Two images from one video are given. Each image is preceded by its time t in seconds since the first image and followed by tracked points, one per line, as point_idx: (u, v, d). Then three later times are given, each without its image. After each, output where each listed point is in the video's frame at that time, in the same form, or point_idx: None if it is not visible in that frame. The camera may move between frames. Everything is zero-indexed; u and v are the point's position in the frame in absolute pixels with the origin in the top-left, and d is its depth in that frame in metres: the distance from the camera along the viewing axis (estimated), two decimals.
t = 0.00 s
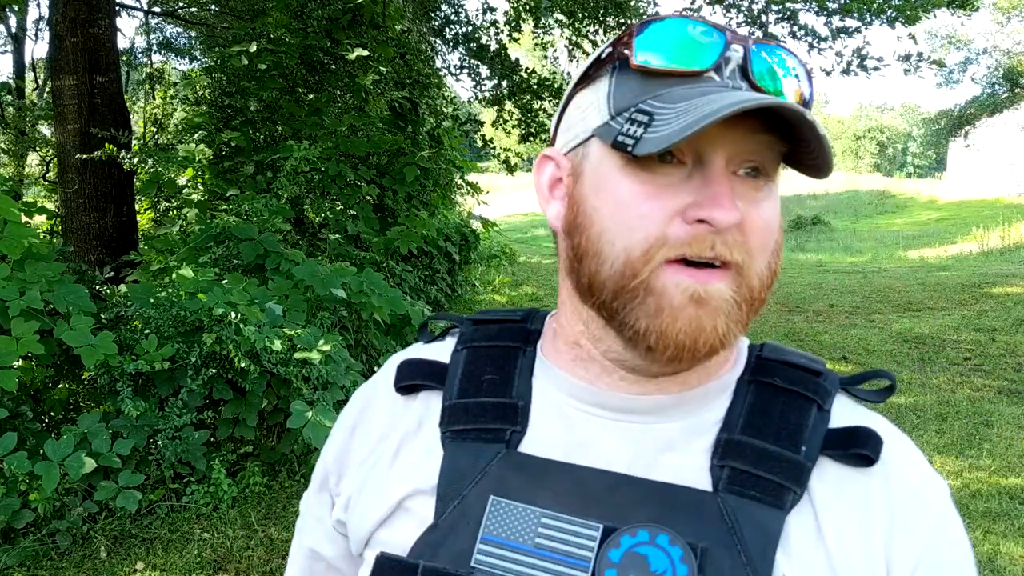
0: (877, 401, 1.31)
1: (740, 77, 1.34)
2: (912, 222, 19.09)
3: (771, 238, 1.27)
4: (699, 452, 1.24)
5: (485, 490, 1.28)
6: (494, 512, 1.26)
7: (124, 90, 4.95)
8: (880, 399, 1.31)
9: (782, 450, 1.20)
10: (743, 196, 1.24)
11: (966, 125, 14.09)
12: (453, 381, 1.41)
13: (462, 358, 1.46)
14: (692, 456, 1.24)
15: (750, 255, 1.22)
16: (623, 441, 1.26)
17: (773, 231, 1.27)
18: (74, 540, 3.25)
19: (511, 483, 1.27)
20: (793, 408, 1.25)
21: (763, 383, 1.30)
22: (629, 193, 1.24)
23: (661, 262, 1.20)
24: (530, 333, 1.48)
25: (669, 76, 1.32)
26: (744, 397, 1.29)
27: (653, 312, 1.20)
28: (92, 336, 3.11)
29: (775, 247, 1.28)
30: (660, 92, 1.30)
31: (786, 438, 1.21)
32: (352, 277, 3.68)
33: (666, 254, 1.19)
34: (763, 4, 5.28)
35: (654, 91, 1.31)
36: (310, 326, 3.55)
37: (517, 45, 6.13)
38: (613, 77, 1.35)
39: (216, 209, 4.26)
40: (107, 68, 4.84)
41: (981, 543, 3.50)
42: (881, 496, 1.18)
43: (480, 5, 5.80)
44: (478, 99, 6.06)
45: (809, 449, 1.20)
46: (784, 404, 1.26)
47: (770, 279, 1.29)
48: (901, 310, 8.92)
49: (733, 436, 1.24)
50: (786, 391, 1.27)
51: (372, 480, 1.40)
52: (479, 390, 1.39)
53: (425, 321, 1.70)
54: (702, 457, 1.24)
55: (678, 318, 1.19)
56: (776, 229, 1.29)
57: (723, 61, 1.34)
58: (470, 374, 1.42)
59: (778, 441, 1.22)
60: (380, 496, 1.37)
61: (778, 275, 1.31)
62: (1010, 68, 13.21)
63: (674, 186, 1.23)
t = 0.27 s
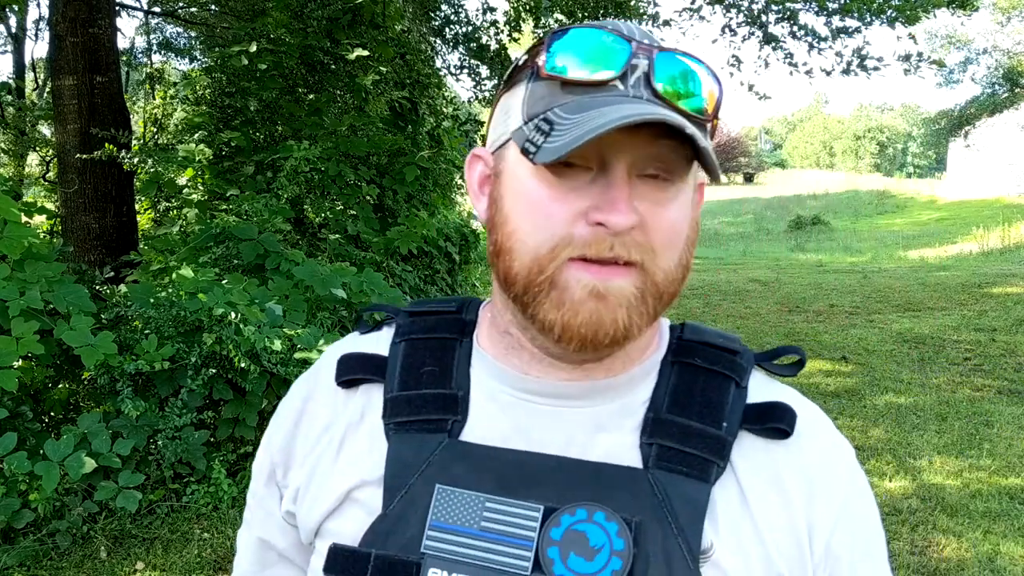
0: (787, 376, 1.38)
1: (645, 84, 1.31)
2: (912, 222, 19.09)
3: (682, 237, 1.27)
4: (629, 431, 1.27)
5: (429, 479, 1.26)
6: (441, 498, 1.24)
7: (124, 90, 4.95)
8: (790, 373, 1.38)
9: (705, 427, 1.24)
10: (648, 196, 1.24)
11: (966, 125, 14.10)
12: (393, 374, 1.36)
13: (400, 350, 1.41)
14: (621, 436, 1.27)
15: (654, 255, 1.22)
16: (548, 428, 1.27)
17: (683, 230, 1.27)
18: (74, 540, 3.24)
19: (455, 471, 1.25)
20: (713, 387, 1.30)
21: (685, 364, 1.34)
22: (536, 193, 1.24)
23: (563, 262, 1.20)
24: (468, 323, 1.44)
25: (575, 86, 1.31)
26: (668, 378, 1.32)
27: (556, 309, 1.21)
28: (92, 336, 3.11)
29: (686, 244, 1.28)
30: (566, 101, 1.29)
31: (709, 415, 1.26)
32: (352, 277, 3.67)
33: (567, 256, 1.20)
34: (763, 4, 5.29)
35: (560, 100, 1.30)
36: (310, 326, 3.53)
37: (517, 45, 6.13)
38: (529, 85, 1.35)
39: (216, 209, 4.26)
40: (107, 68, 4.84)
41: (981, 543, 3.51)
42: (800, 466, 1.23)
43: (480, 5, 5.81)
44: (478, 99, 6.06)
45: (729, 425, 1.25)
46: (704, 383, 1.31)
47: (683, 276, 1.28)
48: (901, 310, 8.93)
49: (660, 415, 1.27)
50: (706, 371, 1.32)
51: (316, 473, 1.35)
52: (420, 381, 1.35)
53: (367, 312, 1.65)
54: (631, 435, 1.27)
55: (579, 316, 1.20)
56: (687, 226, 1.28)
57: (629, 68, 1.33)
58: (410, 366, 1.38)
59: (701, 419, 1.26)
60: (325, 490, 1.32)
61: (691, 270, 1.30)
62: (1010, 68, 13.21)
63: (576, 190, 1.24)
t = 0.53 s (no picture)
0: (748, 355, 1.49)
1: (557, 86, 1.41)
2: (912, 222, 19.08)
3: (625, 222, 1.37)
4: (601, 411, 1.38)
5: (411, 468, 1.36)
6: (424, 486, 1.35)
7: (124, 90, 4.95)
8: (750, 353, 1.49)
9: (672, 403, 1.35)
10: (585, 190, 1.35)
11: (966, 125, 14.10)
12: (370, 370, 1.46)
13: (376, 347, 1.51)
14: (594, 418, 1.37)
15: (594, 244, 1.32)
16: (518, 410, 1.37)
17: (625, 216, 1.37)
18: (74, 540, 3.24)
19: (434, 460, 1.36)
20: (677, 368, 1.41)
21: (650, 347, 1.44)
22: (482, 204, 1.36)
23: (511, 262, 1.32)
24: (439, 319, 1.54)
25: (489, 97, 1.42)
26: (635, 361, 1.43)
27: (507, 307, 1.32)
28: (93, 336, 3.11)
29: (628, 229, 1.37)
30: (486, 113, 1.41)
31: (674, 393, 1.37)
32: (352, 277, 3.67)
33: (513, 256, 1.31)
34: (763, 4, 5.29)
35: (481, 113, 1.42)
36: (310, 326, 3.53)
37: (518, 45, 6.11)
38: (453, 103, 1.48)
39: (216, 209, 4.26)
40: (107, 68, 4.84)
41: (981, 543, 3.50)
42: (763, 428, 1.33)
43: (479, 5, 5.81)
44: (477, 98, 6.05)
45: (695, 401, 1.36)
46: (669, 363, 1.42)
47: (628, 258, 1.38)
48: (901, 311, 8.92)
49: (631, 395, 1.37)
50: (669, 353, 1.43)
51: (300, 472, 1.43)
52: (396, 375, 1.44)
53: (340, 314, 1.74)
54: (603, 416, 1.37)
55: (527, 312, 1.30)
56: (627, 211, 1.37)
57: (539, 72, 1.43)
58: (386, 362, 1.47)
59: (667, 397, 1.37)
60: (312, 485, 1.41)
61: (635, 255, 1.39)
62: (1010, 68, 13.20)
63: (517, 196, 1.36)
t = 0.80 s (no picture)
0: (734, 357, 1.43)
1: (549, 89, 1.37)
2: (911, 222, 19.09)
3: (599, 234, 1.33)
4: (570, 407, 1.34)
5: (379, 457, 1.34)
6: (389, 474, 1.33)
7: (124, 90, 4.95)
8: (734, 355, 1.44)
9: (642, 399, 1.31)
10: (557, 198, 1.32)
11: (966, 125, 14.10)
12: (353, 364, 1.46)
13: (362, 343, 1.51)
14: (563, 412, 1.33)
15: (562, 254, 1.29)
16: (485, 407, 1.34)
17: (599, 229, 1.33)
18: (74, 540, 3.24)
19: (405, 450, 1.34)
20: (654, 365, 1.37)
21: (628, 345, 1.41)
22: (456, 195, 1.35)
23: (476, 260, 1.30)
24: (426, 316, 1.54)
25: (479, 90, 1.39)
26: (610, 358, 1.39)
27: (472, 302, 1.31)
28: (93, 336, 3.11)
29: (600, 244, 1.33)
30: (473, 105, 1.38)
31: (647, 390, 1.33)
32: (352, 277, 3.68)
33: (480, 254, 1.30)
34: (763, 4, 5.29)
35: (469, 104, 1.39)
36: (310, 326, 3.52)
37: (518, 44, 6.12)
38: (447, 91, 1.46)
39: (216, 209, 4.26)
40: (107, 68, 4.84)
41: (981, 543, 3.50)
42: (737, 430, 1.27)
43: (479, 5, 5.80)
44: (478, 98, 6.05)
45: (666, 398, 1.32)
46: (645, 360, 1.38)
47: (600, 272, 1.34)
48: (901, 310, 8.93)
49: (601, 390, 1.34)
50: (648, 351, 1.39)
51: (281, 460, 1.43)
52: (376, 369, 1.44)
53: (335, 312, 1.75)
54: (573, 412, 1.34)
55: (491, 312, 1.29)
56: (601, 225, 1.33)
57: (532, 72, 1.39)
58: (369, 357, 1.47)
59: (639, 393, 1.33)
60: (290, 473, 1.41)
61: (609, 270, 1.36)
62: (1010, 68, 13.20)
63: (488, 192, 1.34)
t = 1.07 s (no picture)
0: (757, 374, 1.41)
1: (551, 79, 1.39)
2: (911, 222, 19.09)
3: (604, 232, 1.33)
4: (579, 426, 1.34)
5: (381, 472, 1.36)
6: (389, 491, 1.34)
7: (124, 90, 4.95)
8: (759, 372, 1.42)
9: (655, 423, 1.30)
10: (561, 195, 1.33)
11: (966, 125, 14.10)
12: (360, 371, 1.50)
13: (372, 348, 1.56)
14: (573, 432, 1.33)
15: (564, 250, 1.29)
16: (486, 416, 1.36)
17: (603, 225, 1.33)
18: (74, 540, 3.24)
19: (406, 466, 1.35)
20: (672, 383, 1.36)
21: (645, 359, 1.40)
22: (458, 194, 1.37)
23: (478, 256, 1.31)
24: (435, 322, 1.59)
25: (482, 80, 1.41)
26: (626, 372, 1.39)
27: (472, 301, 1.32)
28: (93, 336, 3.11)
29: (606, 242, 1.33)
30: (474, 93, 1.40)
31: (662, 412, 1.32)
32: (352, 277, 3.68)
33: (481, 250, 1.31)
34: (763, 4, 5.30)
35: (471, 93, 1.41)
36: (311, 326, 3.52)
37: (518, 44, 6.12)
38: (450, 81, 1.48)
39: (216, 209, 4.26)
40: (107, 68, 4.84)
41: (981, 543, 3.50)
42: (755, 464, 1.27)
43: (479, 5, 5.80)
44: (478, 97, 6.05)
45: (682, 422, 1.31)
46: (662, 378, 1.37)
47: (608, 272, 1.34)
48: (901, 311, 8.93)
49: (613, 411, 1.33)
50: (665, 365, 1.39)
51: (288, 467, 1.47)
52: (383, 378, 1.47)
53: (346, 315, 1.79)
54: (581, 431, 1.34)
55: (491, 310, 1.30)
56: (607, 222, 1.33)
57: (534, 61, 1.42)
58: (376, 363, 1.51)
59: (653, 415, 1.32)
60: (295, 482, 1.45)
61: (616, 270, 1.35)
62: (1010, 68, 13.19)
63: (491, 189, 1.35)
